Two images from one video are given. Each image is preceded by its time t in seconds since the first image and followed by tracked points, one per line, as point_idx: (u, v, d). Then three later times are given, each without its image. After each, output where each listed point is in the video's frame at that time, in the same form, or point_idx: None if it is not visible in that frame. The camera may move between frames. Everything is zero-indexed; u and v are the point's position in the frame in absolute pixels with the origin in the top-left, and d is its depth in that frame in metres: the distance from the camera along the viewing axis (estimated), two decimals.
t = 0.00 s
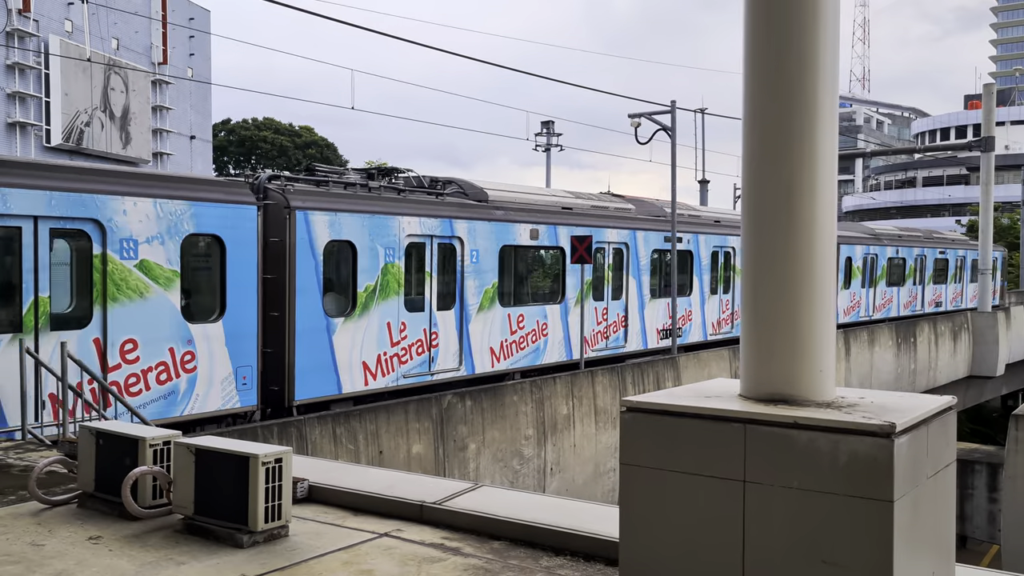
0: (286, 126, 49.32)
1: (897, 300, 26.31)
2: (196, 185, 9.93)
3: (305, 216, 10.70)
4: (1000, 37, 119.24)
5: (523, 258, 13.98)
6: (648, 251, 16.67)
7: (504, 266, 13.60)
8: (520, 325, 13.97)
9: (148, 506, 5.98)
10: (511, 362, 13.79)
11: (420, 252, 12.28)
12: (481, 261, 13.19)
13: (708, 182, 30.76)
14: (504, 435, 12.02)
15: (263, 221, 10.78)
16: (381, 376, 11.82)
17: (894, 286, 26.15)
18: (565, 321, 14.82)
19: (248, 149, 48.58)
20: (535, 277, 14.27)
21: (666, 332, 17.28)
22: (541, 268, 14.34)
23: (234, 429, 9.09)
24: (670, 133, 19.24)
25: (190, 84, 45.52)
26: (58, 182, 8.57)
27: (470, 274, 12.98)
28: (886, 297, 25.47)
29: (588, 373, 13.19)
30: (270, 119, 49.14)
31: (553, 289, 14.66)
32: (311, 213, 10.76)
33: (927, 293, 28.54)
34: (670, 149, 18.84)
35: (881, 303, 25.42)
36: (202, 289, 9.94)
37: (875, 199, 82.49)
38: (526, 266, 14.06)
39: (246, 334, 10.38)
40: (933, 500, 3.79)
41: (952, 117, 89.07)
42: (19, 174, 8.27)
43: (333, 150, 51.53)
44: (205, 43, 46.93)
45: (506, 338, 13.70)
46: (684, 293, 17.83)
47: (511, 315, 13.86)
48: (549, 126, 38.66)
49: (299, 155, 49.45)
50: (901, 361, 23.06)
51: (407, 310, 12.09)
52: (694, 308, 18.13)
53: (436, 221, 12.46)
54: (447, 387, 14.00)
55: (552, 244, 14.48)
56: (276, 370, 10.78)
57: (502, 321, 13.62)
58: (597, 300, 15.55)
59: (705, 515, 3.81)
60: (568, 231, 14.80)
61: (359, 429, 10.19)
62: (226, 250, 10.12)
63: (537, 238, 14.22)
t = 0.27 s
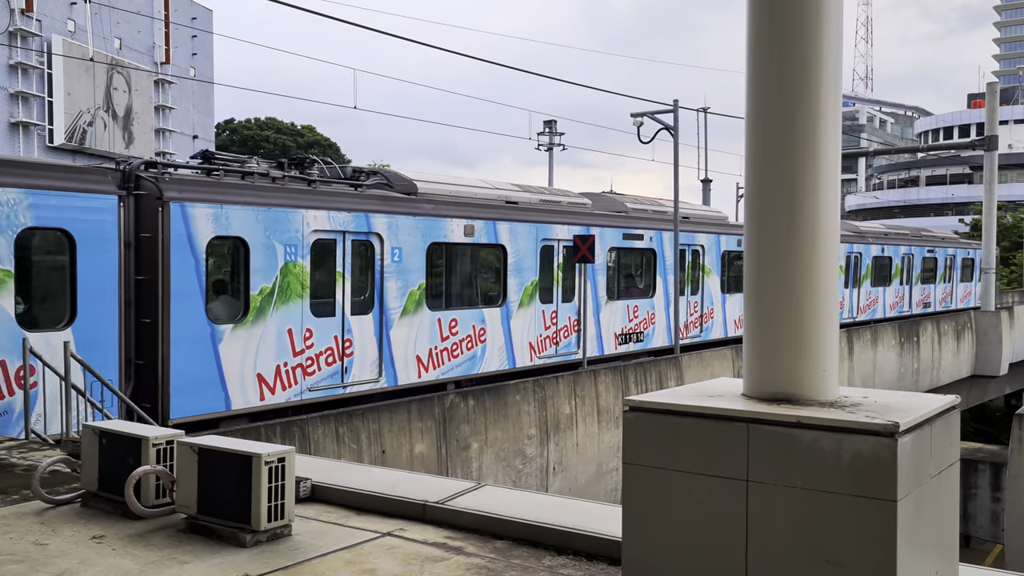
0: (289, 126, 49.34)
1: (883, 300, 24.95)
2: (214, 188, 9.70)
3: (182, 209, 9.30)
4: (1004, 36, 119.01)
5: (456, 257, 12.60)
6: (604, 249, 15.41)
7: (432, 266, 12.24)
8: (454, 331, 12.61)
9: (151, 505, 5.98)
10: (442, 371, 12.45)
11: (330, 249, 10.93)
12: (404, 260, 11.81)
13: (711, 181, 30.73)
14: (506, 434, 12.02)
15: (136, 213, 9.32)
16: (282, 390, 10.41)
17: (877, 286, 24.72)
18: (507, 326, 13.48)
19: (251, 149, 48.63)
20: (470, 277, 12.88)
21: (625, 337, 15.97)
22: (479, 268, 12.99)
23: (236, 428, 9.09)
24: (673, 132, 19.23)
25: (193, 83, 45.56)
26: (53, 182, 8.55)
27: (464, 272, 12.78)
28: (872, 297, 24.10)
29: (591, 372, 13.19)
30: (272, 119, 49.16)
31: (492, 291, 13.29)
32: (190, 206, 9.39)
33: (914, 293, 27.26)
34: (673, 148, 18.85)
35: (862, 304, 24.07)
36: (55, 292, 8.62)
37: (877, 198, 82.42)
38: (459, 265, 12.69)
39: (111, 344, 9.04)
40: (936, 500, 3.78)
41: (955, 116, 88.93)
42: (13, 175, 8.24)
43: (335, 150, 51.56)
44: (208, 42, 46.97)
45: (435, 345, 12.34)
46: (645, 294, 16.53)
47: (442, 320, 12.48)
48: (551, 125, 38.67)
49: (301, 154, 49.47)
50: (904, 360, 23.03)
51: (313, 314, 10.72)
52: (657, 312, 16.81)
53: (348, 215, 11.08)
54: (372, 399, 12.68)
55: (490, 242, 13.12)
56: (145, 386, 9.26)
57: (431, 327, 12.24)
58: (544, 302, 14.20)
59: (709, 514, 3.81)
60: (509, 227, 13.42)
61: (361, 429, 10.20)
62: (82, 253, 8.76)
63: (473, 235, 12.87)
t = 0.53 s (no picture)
0: (291, 125, 49.38)
1: (867, 300, 23.65)
2: (208, 187, 9.67)
3: (22, 200, 8.04)
4: (1006, 35, 118.84)
5: (371, 255, 11.31)
6: (552, 247, 14.36)
7: (345, 265, 11.02)
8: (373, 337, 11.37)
9: (154, 504, 5.99)
10: (358, 383, 11.22)
11: (216, 246, 9.68)
12: (310, 258, 10.60)
13: (713, 179, 30.73)
14: (508, 433, 12.02)
15: None
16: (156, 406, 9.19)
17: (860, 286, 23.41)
18: (438, 332, 12.29)
19: (252, 149, 48.69)
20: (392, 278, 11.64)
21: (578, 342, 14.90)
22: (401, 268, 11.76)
23: (239, 427, 9.09)
24: (675, 131, 19.23)
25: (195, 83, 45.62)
26: (72, 185, 8.45)
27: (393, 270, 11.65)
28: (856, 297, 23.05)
29: (593, 371, 13.18)
30: (274, 118, 49.20)
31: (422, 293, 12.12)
32: (30, 195, 8.10)
33: (901, 293, 26.01)
34: (675, 147, 18.86)
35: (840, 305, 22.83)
36: None
37: (879, 196, 82.46)
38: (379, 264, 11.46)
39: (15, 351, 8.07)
40: (939, 498, 3.79)
41: (957, 114, 88.87)
42: (33, 179, 8.15)
43: (337, 149, 51.59)
44: (210, 41, 47.02)
45: (349, 354, 11.11)
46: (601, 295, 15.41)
47: (358, 325, 11.25)
48: (553, 124, 38.71)
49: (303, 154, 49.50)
50: (906, 359, 23.01)
51: (194, 320, 9.45)
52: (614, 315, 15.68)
53: (239, 208, 9.84)
54: (281, 413, 11.48)
55: (418, 239, 11.91)
56: None
57: (344, 332, 11.02)
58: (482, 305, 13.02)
59: (711, 513, 3.81)
60: (439, 222, 12.19)
61: (364, 428, 10.20)
62: None
63: (397, 230, 11.64)
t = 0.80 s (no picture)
0: (293, 125, 49.41)
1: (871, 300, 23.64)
2: (208, 185, 9.72)
3: None
4: (1008, 33, 118.71)
5: (269, 254, 10.22)
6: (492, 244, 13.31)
7: (237, 264, 9.93)
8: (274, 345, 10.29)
9: (156, 503, 6.00)
10: (253, 397, 10.12)
11: (69, 243, 8.50)
12: (192, 256, 9.51)
13: (715, 179, 30.72)
14: (510, 432, 12.02)
15: None
16: None
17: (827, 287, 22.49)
18: (354, 338, 11.24)
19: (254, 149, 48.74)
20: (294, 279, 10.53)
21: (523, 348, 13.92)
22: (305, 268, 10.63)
23: (241, 427, 9.09)
24: (677, 130, 19.22)
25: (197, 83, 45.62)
26: (74, 184, 8.51)
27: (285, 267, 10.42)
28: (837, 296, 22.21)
29: (595, 370, 13.18)
30: (276, 118, 49.25)
31: (335, 295, 11.08)
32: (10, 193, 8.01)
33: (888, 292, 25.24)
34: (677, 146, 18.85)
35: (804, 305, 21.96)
36: None
37: (881, 194, 82.44)
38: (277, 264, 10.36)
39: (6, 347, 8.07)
40: (941, 497, 3.79)
41: (959, 113, 88.79)
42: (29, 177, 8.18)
43: (339, 149, 51.61)
44: (211, 41, 47.05)
45: (243, 364, 10.01)
46: (551, 297, 14.47)
47: (255, 331, 10.16)
48: (555, 124, 38.73)
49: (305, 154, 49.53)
50: (908, 358, 22.99)
51: (42, 327, 8.29)
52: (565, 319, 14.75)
53: (98, 198, 8.67)
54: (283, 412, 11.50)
55: (327, 236, 10.81)
56: None
57: (235, 342, 9.91)
58: (407, 308, 11.97)
59: (713, 513, 3.81)
60: (354, 216, 11.09)
61: (365, 427, 10.20)
62: None
63: (302, 225, 10.54)
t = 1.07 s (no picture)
0: (294, 125, 49.44)
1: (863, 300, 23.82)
2: (226, 185, 10.01)
3: None
4: (1010, 32, 118.58)
5: (144, 252, 9.16)
6: (421, 241, 12.27)
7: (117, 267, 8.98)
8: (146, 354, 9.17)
9: (158, 503, 6.00)
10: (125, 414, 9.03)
11: None
12: (40, 254, 8.33)
13: (716, 178, 30.73)
14: (511, 432, 12.02)
15: None
16: None
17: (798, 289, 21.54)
18: (250, 347, 10.14)
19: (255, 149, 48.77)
20: (165, 282, 9.41)
21: (456, 355, 12.87)
22: (188, 270, 9.60)
23: (242, 426, 9.10)
24: (678, 129, 19.24)
25: (198, 83, 45.64)
26: (100, 183, 8.84)
27: (177, 271, 9.50)
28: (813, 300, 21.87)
29: (596, 369, 13.18)
30: (278, 118, 49.28)
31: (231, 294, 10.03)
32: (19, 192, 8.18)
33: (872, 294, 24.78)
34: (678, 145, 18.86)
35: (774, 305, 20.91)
36: None
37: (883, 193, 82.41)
38: (159, 264, 9.33)
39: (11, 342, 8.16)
40: (943, 496, 3.78)
41: (960, 112, 88.73)
42: (27, 175, 8.27)
43: (340, 148, 51.62)
44: (213, 41, 47.10)
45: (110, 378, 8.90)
46: (492, 299, 13.41)
47: (124, 340, 9.02)
48: (556, 123, 38.74)
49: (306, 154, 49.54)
50: (909, 357, 22.98)
51: None
52: (508, 322, 13.68)
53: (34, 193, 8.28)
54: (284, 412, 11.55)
55: (215, 231, 9.75)
56: None
57: (98, 352, 8.79)
58: (318, 311, 10.89)
59: (715, 512, 3.80)
60: (249, 209, 10.05)
61: (367, 426, 10.21)
62: None
63: (184, 219, 9.49)
